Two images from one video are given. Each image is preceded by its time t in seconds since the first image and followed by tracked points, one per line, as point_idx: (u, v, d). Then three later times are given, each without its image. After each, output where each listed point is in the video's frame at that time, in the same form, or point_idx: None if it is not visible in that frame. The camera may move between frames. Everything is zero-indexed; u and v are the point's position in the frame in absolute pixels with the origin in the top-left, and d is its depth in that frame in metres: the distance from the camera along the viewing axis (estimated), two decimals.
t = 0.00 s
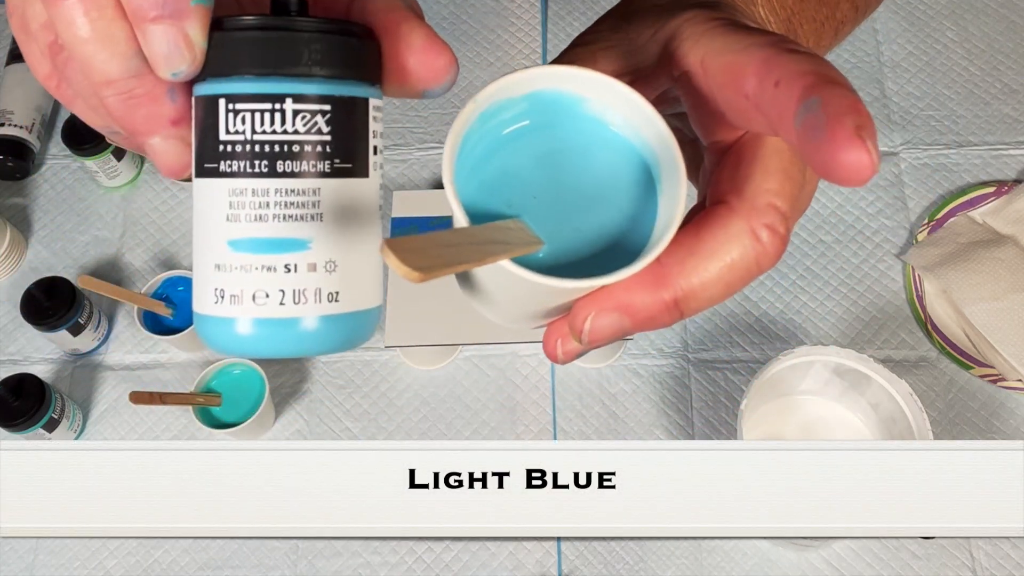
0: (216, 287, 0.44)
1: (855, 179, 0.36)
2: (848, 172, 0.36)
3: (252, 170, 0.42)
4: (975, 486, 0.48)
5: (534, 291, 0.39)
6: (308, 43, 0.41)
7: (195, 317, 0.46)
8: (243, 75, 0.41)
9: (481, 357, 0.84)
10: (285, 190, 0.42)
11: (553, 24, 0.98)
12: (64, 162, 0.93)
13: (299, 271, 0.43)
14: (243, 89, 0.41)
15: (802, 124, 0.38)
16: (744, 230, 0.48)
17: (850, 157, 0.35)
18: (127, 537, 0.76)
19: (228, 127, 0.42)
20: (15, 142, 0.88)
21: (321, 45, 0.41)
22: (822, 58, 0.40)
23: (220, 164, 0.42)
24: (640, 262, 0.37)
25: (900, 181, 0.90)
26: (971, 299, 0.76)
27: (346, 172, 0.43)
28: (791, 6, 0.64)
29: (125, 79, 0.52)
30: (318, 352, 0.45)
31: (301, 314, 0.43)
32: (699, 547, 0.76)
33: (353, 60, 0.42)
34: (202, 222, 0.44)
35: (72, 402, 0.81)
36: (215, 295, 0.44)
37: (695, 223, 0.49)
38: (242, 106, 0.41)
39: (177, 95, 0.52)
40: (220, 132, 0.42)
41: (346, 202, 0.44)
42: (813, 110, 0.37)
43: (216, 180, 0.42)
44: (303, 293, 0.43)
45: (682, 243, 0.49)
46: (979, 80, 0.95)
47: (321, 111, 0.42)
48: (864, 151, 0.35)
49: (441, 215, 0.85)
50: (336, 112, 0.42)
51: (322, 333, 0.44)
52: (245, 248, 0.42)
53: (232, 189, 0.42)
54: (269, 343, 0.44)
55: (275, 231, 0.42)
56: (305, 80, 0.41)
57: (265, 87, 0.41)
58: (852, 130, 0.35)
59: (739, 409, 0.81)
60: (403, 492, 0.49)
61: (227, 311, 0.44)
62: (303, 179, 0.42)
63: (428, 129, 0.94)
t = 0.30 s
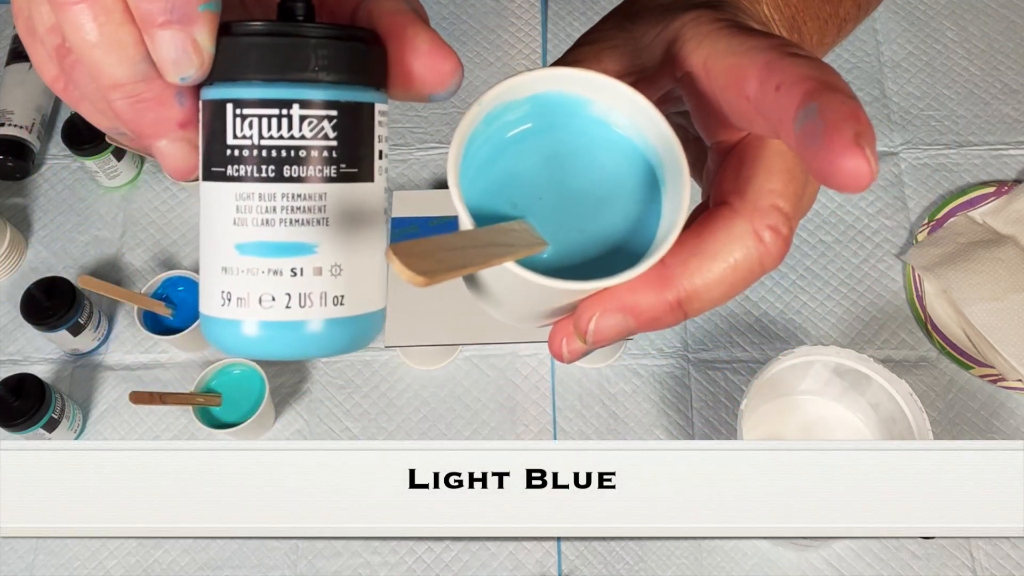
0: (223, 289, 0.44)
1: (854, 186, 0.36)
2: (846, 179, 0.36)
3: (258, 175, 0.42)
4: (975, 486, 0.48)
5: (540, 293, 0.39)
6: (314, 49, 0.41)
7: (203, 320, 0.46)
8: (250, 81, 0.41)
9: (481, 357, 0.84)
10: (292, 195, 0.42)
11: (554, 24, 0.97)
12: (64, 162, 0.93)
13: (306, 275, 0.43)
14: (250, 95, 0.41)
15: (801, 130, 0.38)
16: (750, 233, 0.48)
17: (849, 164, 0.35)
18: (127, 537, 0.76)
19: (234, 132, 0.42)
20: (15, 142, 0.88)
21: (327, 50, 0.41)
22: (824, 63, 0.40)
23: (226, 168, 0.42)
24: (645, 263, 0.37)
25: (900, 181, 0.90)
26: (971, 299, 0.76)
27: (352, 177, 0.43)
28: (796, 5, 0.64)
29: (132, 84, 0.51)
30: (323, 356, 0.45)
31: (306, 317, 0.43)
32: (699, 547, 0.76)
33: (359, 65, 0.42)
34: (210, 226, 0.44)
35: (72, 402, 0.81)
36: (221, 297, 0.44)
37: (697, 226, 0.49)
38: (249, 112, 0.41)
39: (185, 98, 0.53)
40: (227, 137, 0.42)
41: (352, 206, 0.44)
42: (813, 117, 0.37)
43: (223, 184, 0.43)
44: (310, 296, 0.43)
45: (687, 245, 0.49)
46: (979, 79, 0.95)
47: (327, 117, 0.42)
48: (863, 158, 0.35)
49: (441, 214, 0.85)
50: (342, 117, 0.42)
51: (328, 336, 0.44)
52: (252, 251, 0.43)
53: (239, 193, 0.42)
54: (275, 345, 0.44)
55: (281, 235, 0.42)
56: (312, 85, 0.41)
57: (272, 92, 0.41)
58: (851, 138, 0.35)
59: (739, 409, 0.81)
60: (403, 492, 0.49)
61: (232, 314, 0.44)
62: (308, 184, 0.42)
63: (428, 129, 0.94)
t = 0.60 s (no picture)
0: (202, 282, 0.44)
1: (861, 184, 0.36)
2: (853, 178, 0.36)
3: (238, 167, 0.42)
4: (975, 486, 0.48)
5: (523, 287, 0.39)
6: (293, 40, 0.41)
7: (183, 312, 0.46)
8: (228, 72, 0.41)
9: (481, 357, 0.84)
10: (271, 187, 0.42)
11: (553, 24, 0.97)
12: (64, 162, 0.93)
13: (284, 268, 0.43)
14: (229, 86, 0.41)
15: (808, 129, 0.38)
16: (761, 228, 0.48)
17: (856, 163, 0.35)
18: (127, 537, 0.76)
19: (212, 124, 0.42)
20: (14, 142, 0.88)
21: (307, 43, 0.41)
22: (831, 62, 0.40)
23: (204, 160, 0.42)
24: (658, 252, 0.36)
25: (900, 181, 0.90)
26: (971, 299, 0.75)
27: (332, 169, 0.43)
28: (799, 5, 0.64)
29: (113, 75, 0.52)
30: (304, 348, 0.45)
31: (287, 310, 0.43)
32: (699, 547, 0.76)
33: (340, 57, 0.42)
34: (189, 218, 0.44)
35: (72, 402, 0.81)
36: (200, 289, 0.44)
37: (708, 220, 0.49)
38: (227, 103, 0.41)
39: (166, 90, 0.53)
40: (205, 129, 0.42)
41: (334, 199, 0.44)
42: (820, 116, 0.37)
43: (202, 177, 0.42)
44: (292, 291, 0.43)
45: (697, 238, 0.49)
46: (979, 79, 0.95)
47: (306, 109, 0.42)
48: (871, 157, 0.35)
49: (441, 215, 0.85)
50: (322, 110, 0.42)
51: (308, 327, 0.44)
52: (231, 243, 0.42)
53: (217, 185, 0.42)
54: (255, 337, 0.44)
55: (260, 227, 0.42)
56: (292, 77, 0.41)
57: (251, 84, 0.41)
58: (858, 137, 0.35)
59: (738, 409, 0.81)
60: (403, 492, 0.49)
61: (212, 306, 0.44)
62: (289, 176, 0.42)
63: (428, 129, 0.94)
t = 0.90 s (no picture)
0: (209, 287, 0.44)
1: (837, 166, 0.37)
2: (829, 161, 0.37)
3: (243, 172, 0.42)
4: (976, 486, 0.48)
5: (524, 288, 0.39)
6: (297, 45, 0.41)
7: (191, 317, 0.46)
8: (232, 77, 0.41)
9: (481, 357, 0.84)
10: (276, 192, 0.42)
11: (553, 24, 0.97)
12: (64, 162, 0.93)
13: (290, 273, 0.43)
14: (232, 92, 0.41)
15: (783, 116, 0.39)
16: (760, 215, 0.47)
17: (830, 147, 0.36)
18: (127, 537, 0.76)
19: (217, 130, 0.42)
20: (14, 142, 0.88)
21: (311, 48, 0.41)
22: (806, 50, 0.41)
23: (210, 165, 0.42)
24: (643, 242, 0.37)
25: (900, 181, 0.90)
26: (971, 299, 0.75)
27: (337, 173, 0.43)
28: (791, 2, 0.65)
29: (119, 82, 0.52)
30: (310, 352, 0.46)
31: (293, 315, 0.44)
32: (699, 547, 0.76)
33: (343, 61, 0.42)
34: (195, 224, 0.44)
35: (72, 402, 0.81)
36: (208, 294, 0.44)
37: (707, 205, 0.49)
38: (232, 110, 0.41)
39: (171, 96, 0.53)
40: (210, 135, 0.42)
41: (337, 201, 0.44)
42: (794, 103, 0.38)
43: (208, 183, 0.42)
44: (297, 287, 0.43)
45: (696, 222, 0.48)
46: (979, 79, 0.95)
47: (311, 114, 0.42)
48: (843, 140, 0.36)
49: (441, 214, 0.85)
50: (326, 115, 0.42)
51: (314, 332, 0.44)
52: (237, 249, 0.43)
53: (223, 191, 0.42)
54: (262, 342, 0.44)
55: (265, 232, 0.42)
56: (296, 83, 0.41)
57: (256, 89, 0.41)
58: (831, 121, 0.36)
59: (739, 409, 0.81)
60: (403, 492, 0.49)
61: (220, 311, 0.44)
62: (294, 181, 0.42)
63: (428, 130, 0.94)
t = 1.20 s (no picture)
0: (206, 288, 0.44)
1: (830, 175, 0.37)
2: (825, 169, 0.37)
3: (241, 175, 0.42)
4: (976, 486, 0.48)
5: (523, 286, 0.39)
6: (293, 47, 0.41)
7: (189, 317, 0.46)
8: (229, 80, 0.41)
9: (481, 357, 0.84)
10: (273, 195, 0.42)
11: (553, 24, 0.97)
12: (64, 162, 0.93)
13: (287, 274, 0.43)
14: (229, 95, 0.41)
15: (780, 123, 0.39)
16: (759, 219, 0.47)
17: (826, 155, 0.36)
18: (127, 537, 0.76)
19: (214, 133, 0.42)
20: (15, 142, 0.88)
21: (308, 50, 0.41)
22: (804, 57, 0.41)
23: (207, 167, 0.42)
24: (642, 245, 0.37)
25: (900, 181, 0.90)
26: (971, 299, 0.75)
27: (335, 175, 0.43)
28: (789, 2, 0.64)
29: (117, 84, 0.51)
30: (308, 352, 0.46)
31: (291, 315, 0.44)
32: (699, 547, 0.76)
33: (341, 64, 0.42)
34: (193, 226, 0.44)
35: (72, 402, 0.81)
36: (205, 295, 0.44)
37: (707, 209, 0.49)
38: (230, 112, 0.41)
39: (170, 99, 0.53)
40: (208, 138, 0.42)
41: (335, 204, 0.44)
42: (791, 111, 0.38)
43: (205, 185, 0.43)
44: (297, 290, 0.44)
45: (696, 225, 0.48)
46: (979, 79, 0.95)
47: (308, 117, 0.42)
48: (840, 148, 0.36)
49: (441, 214, 0.85)
50: (323, 117, 0.42)
51: (312, 332, 0.44)
52: (235, 250, 0.43)
53: (220, 194, 0.42)
54: (260, 343, 0.44)
55: (263, 234, 0.42)
56: (293, 85, 0.41)
57: (252, 92, 0.41)
58: (828, 129, 0.36)
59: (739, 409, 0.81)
60: (403, 492, 0.49)
61: (218, 311, 0.44)
62: (291, 183, 0.42)
63: (428, 129, 0.94)
